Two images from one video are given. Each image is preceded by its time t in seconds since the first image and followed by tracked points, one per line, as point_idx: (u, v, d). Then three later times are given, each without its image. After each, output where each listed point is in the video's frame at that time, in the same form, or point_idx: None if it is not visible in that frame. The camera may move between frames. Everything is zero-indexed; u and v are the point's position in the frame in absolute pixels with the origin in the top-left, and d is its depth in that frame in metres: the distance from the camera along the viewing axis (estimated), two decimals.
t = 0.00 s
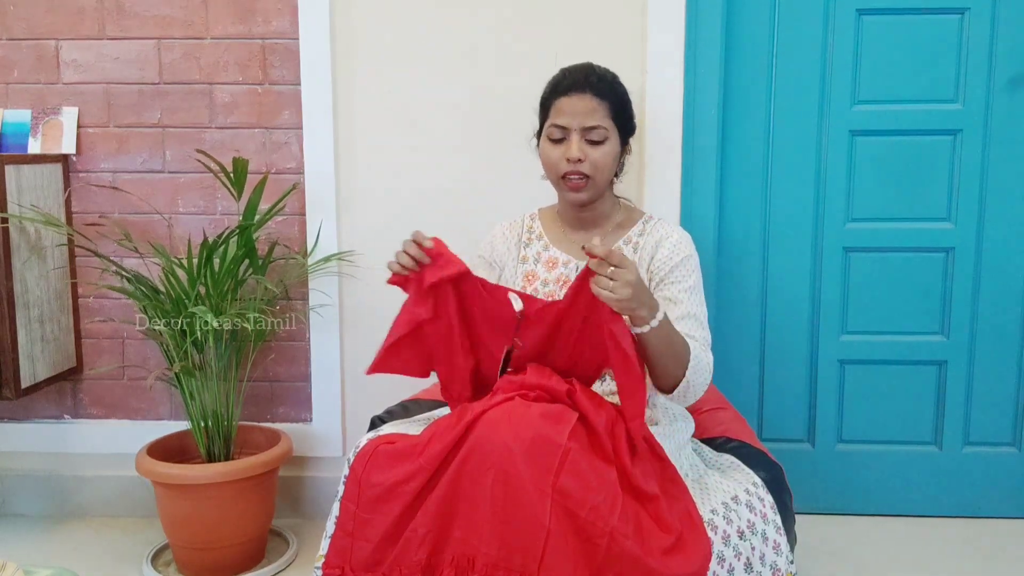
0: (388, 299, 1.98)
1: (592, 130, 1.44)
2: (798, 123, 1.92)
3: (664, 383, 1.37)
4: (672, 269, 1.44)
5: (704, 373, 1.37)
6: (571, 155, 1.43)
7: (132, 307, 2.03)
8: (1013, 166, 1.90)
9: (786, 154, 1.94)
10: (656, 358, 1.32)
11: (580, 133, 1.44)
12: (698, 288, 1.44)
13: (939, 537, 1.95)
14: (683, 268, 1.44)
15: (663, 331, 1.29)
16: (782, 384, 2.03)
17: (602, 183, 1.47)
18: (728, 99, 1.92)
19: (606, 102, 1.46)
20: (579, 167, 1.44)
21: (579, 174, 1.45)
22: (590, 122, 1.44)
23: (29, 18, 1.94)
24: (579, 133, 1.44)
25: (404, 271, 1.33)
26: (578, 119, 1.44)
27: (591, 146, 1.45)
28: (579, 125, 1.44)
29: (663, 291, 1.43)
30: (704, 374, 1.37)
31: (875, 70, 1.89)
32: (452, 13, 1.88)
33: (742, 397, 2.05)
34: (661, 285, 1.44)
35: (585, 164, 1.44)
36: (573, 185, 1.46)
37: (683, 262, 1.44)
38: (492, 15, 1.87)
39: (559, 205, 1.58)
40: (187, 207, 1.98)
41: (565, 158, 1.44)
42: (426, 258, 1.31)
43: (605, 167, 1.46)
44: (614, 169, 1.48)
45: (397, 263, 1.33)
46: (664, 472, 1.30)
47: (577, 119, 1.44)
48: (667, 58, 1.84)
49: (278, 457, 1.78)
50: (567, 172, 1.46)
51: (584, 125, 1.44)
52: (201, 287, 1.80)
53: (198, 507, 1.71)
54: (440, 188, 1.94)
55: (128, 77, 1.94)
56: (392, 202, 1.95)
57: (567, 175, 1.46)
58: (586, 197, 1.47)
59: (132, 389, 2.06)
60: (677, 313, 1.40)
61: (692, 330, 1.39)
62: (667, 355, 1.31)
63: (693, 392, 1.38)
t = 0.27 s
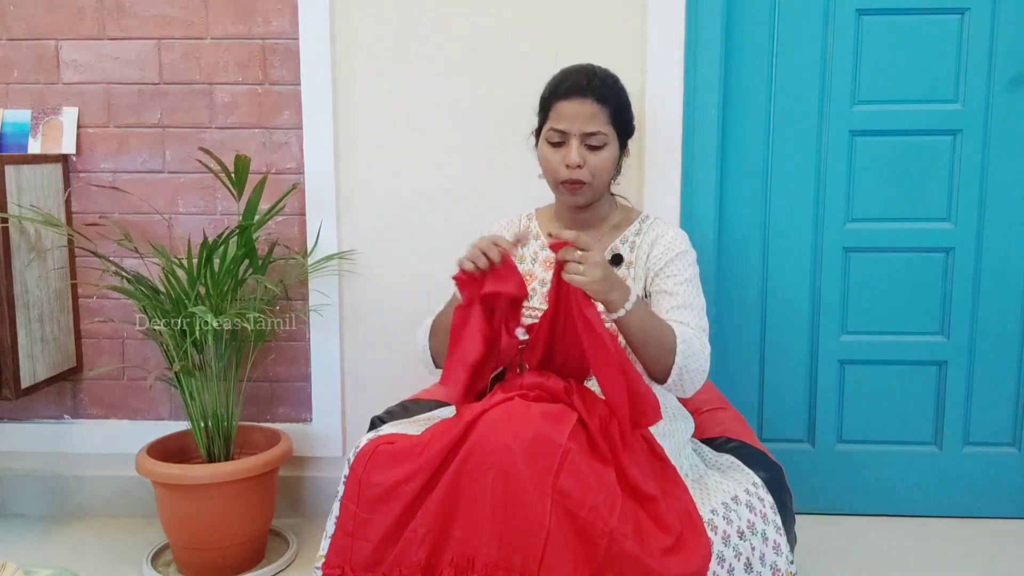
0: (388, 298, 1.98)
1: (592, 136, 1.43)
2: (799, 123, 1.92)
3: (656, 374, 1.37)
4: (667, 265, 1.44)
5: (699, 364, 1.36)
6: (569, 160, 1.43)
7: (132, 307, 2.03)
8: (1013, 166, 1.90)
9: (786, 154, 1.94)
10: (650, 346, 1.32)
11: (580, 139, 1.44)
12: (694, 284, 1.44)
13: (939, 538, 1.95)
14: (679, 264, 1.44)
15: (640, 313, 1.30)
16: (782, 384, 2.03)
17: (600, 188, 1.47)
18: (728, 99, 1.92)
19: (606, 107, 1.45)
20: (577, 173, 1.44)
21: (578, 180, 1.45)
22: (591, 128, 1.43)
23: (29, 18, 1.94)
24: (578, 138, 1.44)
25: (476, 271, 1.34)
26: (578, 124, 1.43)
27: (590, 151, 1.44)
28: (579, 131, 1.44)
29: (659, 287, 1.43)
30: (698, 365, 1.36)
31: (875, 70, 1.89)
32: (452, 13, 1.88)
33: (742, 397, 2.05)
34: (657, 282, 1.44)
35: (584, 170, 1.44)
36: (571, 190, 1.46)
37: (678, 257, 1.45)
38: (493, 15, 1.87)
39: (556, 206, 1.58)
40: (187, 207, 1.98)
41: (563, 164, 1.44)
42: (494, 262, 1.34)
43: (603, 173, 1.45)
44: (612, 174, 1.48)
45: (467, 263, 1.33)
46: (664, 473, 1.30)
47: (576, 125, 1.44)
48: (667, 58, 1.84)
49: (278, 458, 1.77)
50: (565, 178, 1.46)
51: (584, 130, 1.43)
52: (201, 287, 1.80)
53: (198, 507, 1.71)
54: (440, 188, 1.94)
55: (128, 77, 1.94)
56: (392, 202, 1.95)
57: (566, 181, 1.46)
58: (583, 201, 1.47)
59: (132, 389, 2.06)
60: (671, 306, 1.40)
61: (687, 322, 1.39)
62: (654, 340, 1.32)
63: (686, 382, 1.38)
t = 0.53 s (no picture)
0: (387, 298, 1.98)
1: (593, 137, 1.43)
2: (798, 123, 1.93)
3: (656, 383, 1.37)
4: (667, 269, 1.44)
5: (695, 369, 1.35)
6: (570, 164, 1.43)
7: (132, 307, 2.03)
8: (1013, 166, 1.90)
9: (786, 154, 1.94)
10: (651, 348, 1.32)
11: (580, 142, 1.44)
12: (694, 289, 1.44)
13: (939, 538, 1.95)
14: (678, 268, 1.44)
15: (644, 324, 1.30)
16: (782, 385, 2.03)
17: (601, 189, 1.47)
18: (728, 99, 1.92)
19: (605, 109, 1.46)
20: (579, 175, 1.44)
21: (579, 182, 1.45)
22: (591, 130, 1.43)
23: (29, 18, 1.94)
24: (578, 141, 1.44)
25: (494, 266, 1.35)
26: (578, 127, 1.43)
27: (590, 154, 1.45)
28: (579, 133, 1.44)
29: (658, 290, 1.43)
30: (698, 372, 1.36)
31: (875, 70, 1.89)
32: (452, 13, 1.88)
33: (742, 397, 2.05)
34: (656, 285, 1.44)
35: (585, 172, 1.44)
36: (573, 192, 1.46)
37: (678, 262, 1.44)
38: (493, 15, 1.87)
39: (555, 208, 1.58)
40: (187, 207, 1.98)
41: (564, 167, 1.44)
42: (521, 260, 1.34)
43: (605, 174, 1.46)
44: (613, 175, 1.49)
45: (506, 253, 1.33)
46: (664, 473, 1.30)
47: (576, 128, 1.44)
48: (667, 58, 1.84)
49: (278, 458, 1.77)
50: (567, 180, 1.46)
51: (583, 133, 1.43)
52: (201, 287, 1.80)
53: (198, 507, 1.71)
54: (440, 189, 1.94)
55: (128, 77, 1.94)
56: (392, 202, 1.95)
57: (567, 184, 1.46)
58: (586, 203, 1.48)
59: (132, 389, 2.06)
60: (671, 311, 1.40)
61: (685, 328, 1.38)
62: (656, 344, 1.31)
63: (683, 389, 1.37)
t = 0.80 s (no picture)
0: (387, 298, 1.98)
1: (594, 135, 1.44)
2: (798, 122, 1.92)
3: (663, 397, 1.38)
4: (672, 275, 1.44)
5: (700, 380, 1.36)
6: (573, 162, 1.43)
7: (132, 307, 2.03)
8: (1013, 166, 1.90)
9: (786, 154, 1.94)
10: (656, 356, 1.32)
11: (582, 140, 1.45)
12: (697, 294, 1.44)
13: (939, 538, 1.95)
14: (682, 273, 1.44)
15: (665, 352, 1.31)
16: (781, 385, 2.03)
17: (604, 186, 1.48)
18: (727, 98, 1.92)
19: (605, 107, 1.47)
20: (582, 174, 1.44)
21: (583, 181, 1.46)
22: (592, 128, 1.44)
23: (29, 18, 1.94)
24: (580, 140, 1.45)
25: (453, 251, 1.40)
26: (579, 126, 1.44)
27: (592, 152, 1.46)
28: (580, 132, 1.44)
29: (663, 295, 1.43)
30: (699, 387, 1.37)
31: (875, 69, 1.89)
32: (452, 13, 1.88)
33: (742, 397, 2.05)
34: (660, 290, 1.44)
35: (588, 170, 1.44)
36: (576, 191, 1.47)
37: (682, 268, 1.44)
38: (493, 15, 1.87)
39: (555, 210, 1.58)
40: (187, 207, 1.98)
41: (567, 166, 1.45)
42: (483, 244, 1.39)
43: (608, 172, 1.47)
44: (614, 173, 1.49)
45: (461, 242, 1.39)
46: (664, 473, 1.30)
47: (578, 127, 1.44)
48: (667, 58, 1.84)
49: (278, 458, 1.77)
50: (571, 179, 1.46)
51: (585, 132, 1.44)
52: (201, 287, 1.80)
53: (198, 507, 1.71)
54: (440, 189, 1.94)
55: (128, 77, 1.94)
56: (392, 202, 1.95)
57: (571, 182, 1.46)
58: (590, 201, 1.48)
59: (132, 390, 2.06)
60: (679, 322, 1.40)
61: (692, 339, 1.39)
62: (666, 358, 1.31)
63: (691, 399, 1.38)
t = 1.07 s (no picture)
0: (387, 298, 1.98)
1: (593, 132, 1.45)
2: (798, 122, 1.92)
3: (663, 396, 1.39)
4: (670, 275, 1.44)
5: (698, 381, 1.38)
6: (571, 158, 1.44)
7: (132, 307, 2.03)
8: (1013, 166, 1.90)
9: (786, 154, 1.94)
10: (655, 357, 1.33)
11: (581, 136, 1.45)
12: (695, 294, 1.45)
13: (940, 538, 1.95)
14: (680, 273, 1.44)
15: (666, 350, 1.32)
16: (781, 385, 2.03)
17: (602, 184, 1.47)
18: (727, 98, 1.92)
19: (605, 105, 1.47)
20: (580, 170, 1.44)
21: (580, 177, 1.46)
22: (592, 124, 1.45)
23: (29, 18, 1.94)
24: (579, 136, 1.45)
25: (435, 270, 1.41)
26: (579, 122, 1.44)
27: (591, 148, 1.46)
28: (580, 128, 1.45)
29: (662, 296, 1.44)
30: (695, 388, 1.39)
31: (875, 70, 1.89)
32: (452, 14, 1.88)
33: (742, 397, 2.05)
34: (659, 291, 1.44)
35: (586, 166, 1.44)
36: (574, 188, 1.47)
37: (681, 268, 1.44)
38: (493, 15, 1.87)
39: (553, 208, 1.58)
40: (187, 207, 1.98)
41: (565, 162, 1.45)
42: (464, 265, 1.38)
43: (605, 169, 1.46)
44: (613, 171, 1.49)
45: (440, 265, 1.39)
46: (664, 473, 1.30)
47: (577, 122, 1.45)
48: (667, 58, 1.84)
49: (278, 458, 1.77)
50: (568, 175, 1.46)
51: (584, 128, 1.45)
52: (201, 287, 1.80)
53: (198, 507, 1.71)
54: (440, 189, 1.94)
55: (128, 77, 1.94)
56: (392, 202, 1.95)
57: (568, 178, 1.46)
58: (588, 198, 1.48)
59: (132, 390, 2.06)
60: (679, 323, 1.41)
61: (691, 340, 1.40)
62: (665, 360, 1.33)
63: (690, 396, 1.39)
